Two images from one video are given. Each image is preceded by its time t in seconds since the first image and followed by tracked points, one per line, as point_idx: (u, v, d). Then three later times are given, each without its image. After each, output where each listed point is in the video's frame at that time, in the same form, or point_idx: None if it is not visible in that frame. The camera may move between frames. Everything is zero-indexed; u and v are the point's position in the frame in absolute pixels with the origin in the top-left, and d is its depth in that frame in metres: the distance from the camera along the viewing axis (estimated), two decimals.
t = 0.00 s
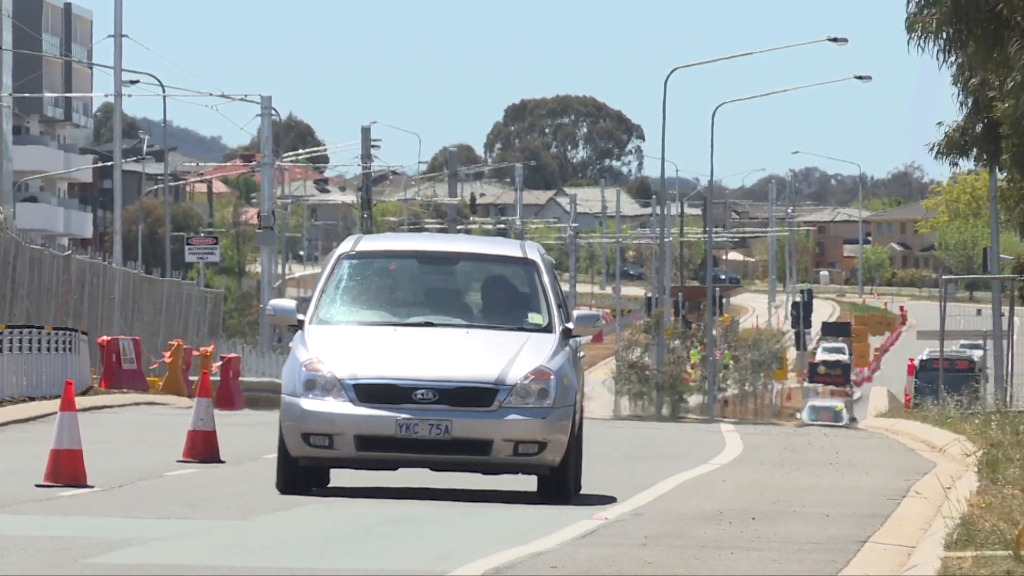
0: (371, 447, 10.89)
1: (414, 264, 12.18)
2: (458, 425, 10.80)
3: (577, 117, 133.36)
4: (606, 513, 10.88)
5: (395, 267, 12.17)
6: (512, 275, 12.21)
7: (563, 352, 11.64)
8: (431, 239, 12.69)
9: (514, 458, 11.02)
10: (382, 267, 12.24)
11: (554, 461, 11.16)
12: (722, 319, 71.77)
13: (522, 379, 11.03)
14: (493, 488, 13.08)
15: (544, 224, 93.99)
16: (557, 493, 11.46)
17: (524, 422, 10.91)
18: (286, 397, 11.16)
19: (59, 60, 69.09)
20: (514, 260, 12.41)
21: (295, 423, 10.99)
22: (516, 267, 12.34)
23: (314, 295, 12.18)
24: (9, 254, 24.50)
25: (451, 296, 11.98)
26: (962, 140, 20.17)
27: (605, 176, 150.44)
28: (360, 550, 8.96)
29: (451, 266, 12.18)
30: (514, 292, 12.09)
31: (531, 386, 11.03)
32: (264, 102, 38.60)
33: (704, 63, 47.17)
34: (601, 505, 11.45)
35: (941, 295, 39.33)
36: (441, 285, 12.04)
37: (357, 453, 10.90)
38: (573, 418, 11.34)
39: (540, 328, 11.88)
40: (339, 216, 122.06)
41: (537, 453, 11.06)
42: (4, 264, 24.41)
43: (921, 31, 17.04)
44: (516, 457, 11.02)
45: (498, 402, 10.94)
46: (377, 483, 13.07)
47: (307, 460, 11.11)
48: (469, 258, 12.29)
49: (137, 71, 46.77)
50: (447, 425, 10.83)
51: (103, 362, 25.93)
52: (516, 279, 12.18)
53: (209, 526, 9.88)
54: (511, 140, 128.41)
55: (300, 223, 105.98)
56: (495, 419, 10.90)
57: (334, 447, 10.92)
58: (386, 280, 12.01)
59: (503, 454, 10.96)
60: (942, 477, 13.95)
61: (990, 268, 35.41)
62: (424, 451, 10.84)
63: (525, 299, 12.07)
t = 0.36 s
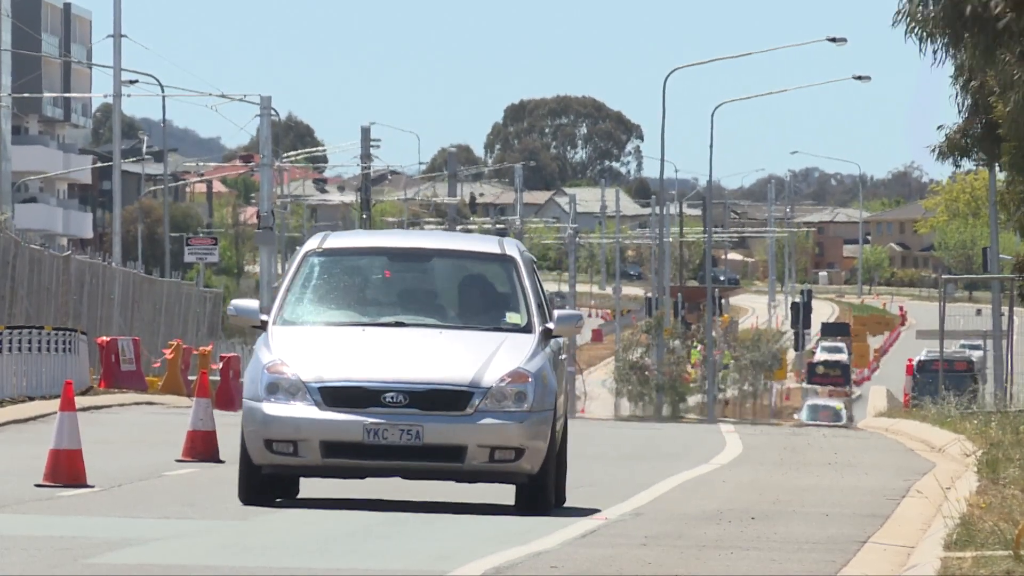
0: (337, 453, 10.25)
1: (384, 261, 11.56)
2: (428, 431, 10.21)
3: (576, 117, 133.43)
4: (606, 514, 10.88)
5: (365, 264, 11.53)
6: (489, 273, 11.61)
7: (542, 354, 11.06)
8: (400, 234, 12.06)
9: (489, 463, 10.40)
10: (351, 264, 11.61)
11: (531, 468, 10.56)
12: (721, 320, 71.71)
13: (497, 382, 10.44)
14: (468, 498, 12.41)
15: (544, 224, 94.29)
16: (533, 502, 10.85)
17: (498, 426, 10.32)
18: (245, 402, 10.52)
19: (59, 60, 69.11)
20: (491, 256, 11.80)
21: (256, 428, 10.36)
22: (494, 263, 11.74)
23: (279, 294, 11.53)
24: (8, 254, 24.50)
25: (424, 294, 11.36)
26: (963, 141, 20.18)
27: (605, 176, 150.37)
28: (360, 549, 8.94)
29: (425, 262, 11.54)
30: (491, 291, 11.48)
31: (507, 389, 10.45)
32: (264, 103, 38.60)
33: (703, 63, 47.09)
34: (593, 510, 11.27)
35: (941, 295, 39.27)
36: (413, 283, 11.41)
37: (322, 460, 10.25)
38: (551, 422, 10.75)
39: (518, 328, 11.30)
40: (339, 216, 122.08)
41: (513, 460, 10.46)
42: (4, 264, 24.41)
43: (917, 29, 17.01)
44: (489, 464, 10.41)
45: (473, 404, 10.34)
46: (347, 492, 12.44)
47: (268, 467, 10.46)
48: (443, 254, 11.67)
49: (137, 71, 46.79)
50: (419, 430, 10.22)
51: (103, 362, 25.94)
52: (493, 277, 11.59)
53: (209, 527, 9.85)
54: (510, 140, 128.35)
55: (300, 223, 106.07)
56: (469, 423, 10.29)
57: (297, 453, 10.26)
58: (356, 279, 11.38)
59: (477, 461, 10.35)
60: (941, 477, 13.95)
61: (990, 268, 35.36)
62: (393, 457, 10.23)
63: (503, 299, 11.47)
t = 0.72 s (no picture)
0: (295, 462, 9.55)
1: (347, 258, 10.83)
2: (392, 439, 9.49)
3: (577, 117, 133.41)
4: (606, 514, 10.87)
5: (327, 260, 10.81)
6: (459, 271, 10.86)
7: (515, 354, 10.33)
8: (366, 229, 11.32)
9: (457, 472, 9.67)
10: (313, 261, 10.88)
11: (502, 477, 9.80)
12: (721, 320, 71.67)
13: (465, 387, 9.69)
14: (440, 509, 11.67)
15: (544, 224, 94.20)
16: (507, 513, 10.11)
17: (465, 433, 9.60)
18: (197, 407, 9.82)
19: (59, 60, 69.09)
20: (460, 252, 11.06)
21: (208, 437, 9.65)
22: (463, 259, 11.00)
23: (236, 292, 10.80)
24: (8, 254, 24.48)
25: (390, 292, 10.61)
26: (964, 143, 20.12)
27: (605, 175, 150.35)
28: (360, 548, 8.94)
29: (390, 259, 10.81)
30: (461, 289, 10.74)
31: (477, 395, 9.70)
32: (264, 102, 38.57)
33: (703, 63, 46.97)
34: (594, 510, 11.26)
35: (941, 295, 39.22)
36: (379, 279, 10.67)
37: (278, 470, 9.55)
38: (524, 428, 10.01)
39: (489, 328, 10.53)
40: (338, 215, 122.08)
41: (482, 469, 9.72)
42: (3, 263, 24.39)
43: (918, 30, 16.91)
44: (458, 473, 9.67)
45: (438, 412, 9.61)
46: (317, 503, 11.73)
47: (222, 479, 9.73)
48: (410, 250, 10.93)
49: (137, 71, 46.75)
50: (382, 437, 9.50)
51: (103, 362, 25.93)
52: (463, 274, 10.84)
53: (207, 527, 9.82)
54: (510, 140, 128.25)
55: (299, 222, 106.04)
56: (435, 430, 9.57)
57: (252, 462, 9.56)
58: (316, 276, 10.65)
59: (445, 470, 9.61)
60: (941, 476, 13.92)
61: (990, 268, 35.29)
62: (355, 467, 9.53)
63: (474, 297, 10.72)
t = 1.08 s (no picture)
0: (243, 470, 8.80)
1: (302, 253, 10.12)
2: (347, 445, 8.74)
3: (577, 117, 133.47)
4: (606, 513, 10.88)
5: (281, 254, 10.10)
6: (422, 267, 10.14)
7: (481, 357, 9.60)
8: (323, 223, 10.60)
9: (417, 484, 8.91)
10: (266, 255, 10.17)
11: (467, 488, 9.04)
12: (721, 320, 71.75)
13: (427, 391, 8.97)
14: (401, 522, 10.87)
15: (545, 224, 94.24)
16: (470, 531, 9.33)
17: (427, 441, 8.85)
18: (140, 412, 9.09)
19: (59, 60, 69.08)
20: (423, 247, 10.33)
21: (152, 444, 8.91)
22: (425, 256, 10.27)
23: (182, 290, 10.08)
24: (8, 254, 24.48)
25: (348, 290, 9.88)
26: (962, 143, 20.10)
27: (605, 175, 150.47)
28: (362, 549, 8.94)
29: (348, 254, 10.09)
30: (424, 287, 10.01)
31: (439, 399, 8.98)
32: (264, 102, 38.57)
33: (703, 64, 46.95)
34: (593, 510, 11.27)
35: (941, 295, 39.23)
36: (335, 277, 9.96)
37: (226, 481, 8.80)
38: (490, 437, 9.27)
39: (452, 328, 9.80)
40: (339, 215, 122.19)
41: (445, 478, 8.95)
42: (4, 263, 24.39)
43: (918, 30, 16.86)
44: (417, 484, 8.91)
45: (397, 417, 8.86)
46: (289, 512, 11.23)
47: (166, 488, 8.98)
48: (369, 245, 10.22)
49: (137, 71, 46.76)
50: (337, 445, 8.75)
51: (103, 362, 25.96)
52: (425, 272, 10.12)
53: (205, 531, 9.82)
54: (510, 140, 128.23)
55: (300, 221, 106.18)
56: (393, 437, 8.82)
57: (197, 471, 8.83)
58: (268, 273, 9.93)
59: (404, 481, 8.86)
60: (941, 477, 13.94)
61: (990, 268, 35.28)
62: (309, 476, 8.78)
63: (437, 296, 9.99)
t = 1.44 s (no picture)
0: (182, 482, 8.33)
1: (246, 247, 9.70)
2: (294, 453, 8.27)
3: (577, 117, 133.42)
4: (606, 514, 10.89)
5: (224, 249, 9.69)
6: (375, 261, 9.70)
7: (437, 358, 9.13)
8: (270, 214, 10.17)
9: (367, 495, 8.43)
10: (209, 249, 9.76)
11: (422, 498, 8.56)
12: (721, 321, 71.72)
13: (380, 395, 8.50)
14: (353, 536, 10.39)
15: (545, 224, 94.21)
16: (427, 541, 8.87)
17: (379, 448, 8.39)
18: (71, 422, 8.60)
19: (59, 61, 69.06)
20: (377, 239, 9.88)
21: (85, 453, 8.43)
22: (380, 248, 9.82)
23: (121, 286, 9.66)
24: (8, 254, 24.47)
25: (296, 287, 9.47)
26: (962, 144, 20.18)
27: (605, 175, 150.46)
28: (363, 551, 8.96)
29: (293, 248, 9.68)
30: (375, 282, 9.58)
31: (392, 404, 8.51)
32: (264, 103, 38.57)
33: (704, 64, 46.88)
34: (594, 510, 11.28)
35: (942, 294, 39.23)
36: (283, 273, 9.55)
37: (164, 493, 8.32)
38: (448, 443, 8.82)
39: (406, 328, 9.35)
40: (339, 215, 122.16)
41: (397, 488, 8.48)
42: (3, 263, 24.37)
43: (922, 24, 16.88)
44: (367, 494, 8.44)
45: (346, 423, 8.39)
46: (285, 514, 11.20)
47: (98, 501, 8.50)
48: (318, 237, 9.80)
49: (136, 71, 46.72)
50: (282, 452, 8.28)
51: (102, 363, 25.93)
52: (378, 266, 9.67)
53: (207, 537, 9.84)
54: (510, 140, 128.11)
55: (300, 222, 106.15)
56: (342, 444, 8.35)
57: (133, 483, 8.34)
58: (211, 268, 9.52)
59: (354, 491, 8.38)
60: (942, 477, 13.94)
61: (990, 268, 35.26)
62: (254, 488, 8.31)
63: (391, 293, 9.55)
